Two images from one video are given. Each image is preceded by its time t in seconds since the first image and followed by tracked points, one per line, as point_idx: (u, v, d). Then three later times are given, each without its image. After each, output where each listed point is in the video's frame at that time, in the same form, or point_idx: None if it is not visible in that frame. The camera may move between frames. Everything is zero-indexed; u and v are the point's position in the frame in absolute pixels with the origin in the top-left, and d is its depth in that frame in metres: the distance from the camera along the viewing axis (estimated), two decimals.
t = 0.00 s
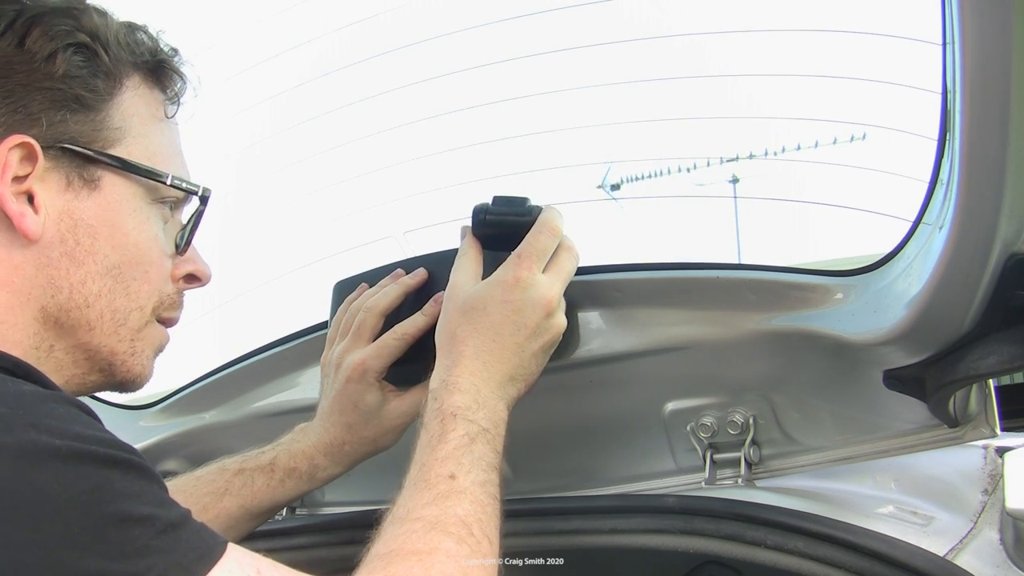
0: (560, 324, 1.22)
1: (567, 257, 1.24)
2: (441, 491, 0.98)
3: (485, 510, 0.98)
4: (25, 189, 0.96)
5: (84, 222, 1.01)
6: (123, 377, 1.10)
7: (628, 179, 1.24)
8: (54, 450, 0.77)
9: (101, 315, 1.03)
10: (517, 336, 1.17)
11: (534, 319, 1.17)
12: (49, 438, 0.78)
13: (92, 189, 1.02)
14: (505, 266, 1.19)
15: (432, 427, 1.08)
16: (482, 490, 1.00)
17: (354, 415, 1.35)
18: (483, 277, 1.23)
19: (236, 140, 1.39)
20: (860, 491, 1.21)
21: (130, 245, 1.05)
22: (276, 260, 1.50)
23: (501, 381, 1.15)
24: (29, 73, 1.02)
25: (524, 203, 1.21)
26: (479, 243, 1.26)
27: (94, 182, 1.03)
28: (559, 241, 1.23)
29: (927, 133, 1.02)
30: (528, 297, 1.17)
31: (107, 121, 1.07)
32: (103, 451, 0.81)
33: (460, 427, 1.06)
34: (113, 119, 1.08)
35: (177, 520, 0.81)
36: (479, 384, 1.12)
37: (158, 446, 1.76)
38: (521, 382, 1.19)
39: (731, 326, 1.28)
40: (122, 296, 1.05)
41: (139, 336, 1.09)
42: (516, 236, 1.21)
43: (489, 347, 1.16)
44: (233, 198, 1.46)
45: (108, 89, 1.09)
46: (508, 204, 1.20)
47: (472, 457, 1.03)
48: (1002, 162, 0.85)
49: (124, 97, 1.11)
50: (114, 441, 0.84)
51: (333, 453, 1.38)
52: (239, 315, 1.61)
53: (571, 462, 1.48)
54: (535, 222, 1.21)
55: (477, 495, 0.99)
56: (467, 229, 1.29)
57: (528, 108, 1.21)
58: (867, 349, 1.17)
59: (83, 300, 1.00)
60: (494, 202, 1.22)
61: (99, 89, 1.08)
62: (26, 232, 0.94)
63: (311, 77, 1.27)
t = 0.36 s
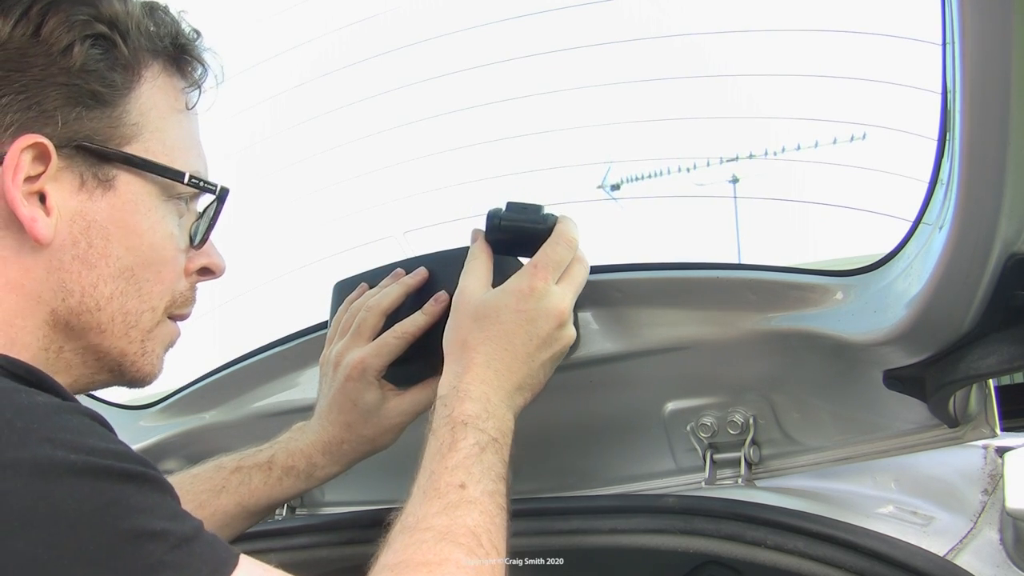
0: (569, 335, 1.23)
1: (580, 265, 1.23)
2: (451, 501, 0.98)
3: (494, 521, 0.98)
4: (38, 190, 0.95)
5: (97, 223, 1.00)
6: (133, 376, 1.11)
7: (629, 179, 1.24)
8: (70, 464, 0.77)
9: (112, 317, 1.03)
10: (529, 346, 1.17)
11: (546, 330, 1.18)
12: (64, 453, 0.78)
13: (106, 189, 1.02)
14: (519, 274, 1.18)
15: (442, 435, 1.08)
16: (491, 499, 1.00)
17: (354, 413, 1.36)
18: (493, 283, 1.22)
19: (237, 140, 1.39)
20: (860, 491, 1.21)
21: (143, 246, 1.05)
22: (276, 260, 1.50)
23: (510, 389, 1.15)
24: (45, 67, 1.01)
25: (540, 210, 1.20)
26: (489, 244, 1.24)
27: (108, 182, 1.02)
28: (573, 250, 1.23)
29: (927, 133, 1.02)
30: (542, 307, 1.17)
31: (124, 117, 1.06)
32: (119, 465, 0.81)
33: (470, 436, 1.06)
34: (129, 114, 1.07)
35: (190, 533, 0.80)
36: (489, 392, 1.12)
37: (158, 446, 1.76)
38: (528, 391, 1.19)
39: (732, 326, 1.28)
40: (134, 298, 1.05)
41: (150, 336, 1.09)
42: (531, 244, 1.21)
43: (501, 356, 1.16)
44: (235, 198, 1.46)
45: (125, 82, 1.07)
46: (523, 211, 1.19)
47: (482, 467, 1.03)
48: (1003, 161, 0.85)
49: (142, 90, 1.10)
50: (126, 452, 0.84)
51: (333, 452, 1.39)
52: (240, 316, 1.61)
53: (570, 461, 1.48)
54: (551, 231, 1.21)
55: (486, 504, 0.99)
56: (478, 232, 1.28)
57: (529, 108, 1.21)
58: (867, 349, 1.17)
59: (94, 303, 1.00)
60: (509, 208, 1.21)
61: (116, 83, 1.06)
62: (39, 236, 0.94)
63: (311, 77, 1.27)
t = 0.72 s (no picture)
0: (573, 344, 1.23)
1: (586, 273, 1.24)
2: (457, 509, 0.98)
3: (500, 529, 0.98)
4: (51, 196, 0.94)
5: (111, 230, 1.00)
6: (143, 377, 1.12)
7: (629, 179, 1.24)
8: (86, 479, 0.77)
9: (124, 322, 1.03)
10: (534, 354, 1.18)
11: (552, 338, 1.18)
12: (81, 467, 0.78)
13: (121, 196, 1.01)
14: (528, 282, 1.19)
15: (448, 441, 1.08)
16: (497, 507, 1.01)
17: (356, 418, 1.36)
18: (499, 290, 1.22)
19: (237, 140, 1.39)
20: (860, 491, 1.21)
21: (156, 252, 1.05)
22: (276, 260, 1.51)
23: (515, 395, 1.16)
24: (63, 69, 0.98)
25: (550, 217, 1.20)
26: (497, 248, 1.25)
27: (123, 188, 1.01)
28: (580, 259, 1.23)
29: (927, 133, 1.02)
30: (549, 316, 1.17)
31: (141, 120, 1.04)
32: (135, 478, 0.81)
33: (477, 443, 1.07)
34: (147, 117, 1.05)
35: (202, 546, 0.81)
36: (495, 399, 1.12)
37: (159, 447, 1.76)
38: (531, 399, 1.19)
39: (732, 326, 1.27)
40: (146, 303, 1.05)
41: (160, 338, 1.10)
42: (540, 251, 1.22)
43: (508, 363, 1.16)
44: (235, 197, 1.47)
45: (142, 84, 1.05)
46: (533, 217, 1.18)
47: (488, 474, 1.04)
48: (1004, 161, 0.85)
49: (161, 89, 1.08)
50: (143, 464, 0.85)
51: (335, 453, 1.39)
52: (239, 316, 1.61)
53: (570, 462, 1.48)
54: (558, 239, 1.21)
55: (493, 512, 1.00)
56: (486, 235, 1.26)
57: (530, 108, 1.21)
58: (867, 349, 1.17)
59: (106, 309, 1.01)
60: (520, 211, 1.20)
61: (134, 85, 1.04)
62: (52, 247, 0.93)
63: (311, 77, 1.27)
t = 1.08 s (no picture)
0: (575, 341, 1.24)
1: (590, 272, 1.24)
2: (467, 514, 0.98)
3: (506, 535, 0.98)
4: (66, 211, 0.94)
5: (126, 243, 0.99)
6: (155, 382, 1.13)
7: (628, 179, 1.24)
8: (103, 493, 0.77)
9: (138, 332, 1.04)
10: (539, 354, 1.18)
11: (557, 337, 1.18)
12: (100, 481, 0.78)
13: (137, 210, 1.00)
14: (534, 281, 1.18)
15: (454, 444, 1.08)
16: (504, 512, 1.01)
17: (356, 415, 1.36)
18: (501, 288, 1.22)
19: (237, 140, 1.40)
20: (860, 491, 1.21)
21: (171, 262, 1.05)
22: (276, 260, 1.51)
23: (521, 395, 1.16)
24: (79, 81, 0.97)
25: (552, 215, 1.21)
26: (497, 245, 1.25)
27: (139, 202, 1.01)
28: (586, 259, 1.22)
29: (927, 133, 1.02)
30: (554, 315, 1.18)
31: (159, 132, 1.04)
32: (152, 492, 0.81)
33: (484, 446, 1.07)
34: (166, 127, 1.05)
35: (219, 558, 0.81)
36: (500, 400, 1.12)
37: (158, 447, 1.76)
38: (534, 397, 1.20)
39: (732, 325, 1.28)
40: (160, 312, 1.06)
41: (174, 343, 1.10)
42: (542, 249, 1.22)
43: (513, 362, 1.16)
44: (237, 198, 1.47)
45: (161, 94, 1.04)
46: (533, 214, 1.19)
47: (495, 479, 1.04)
48: (1004, 164, 0.85)
49: (178, 97, 1.07)
50: (162, 476, 0.85)
51: (334, 453, 1.39)
52: (239, 317, 1.61)
53: (570, 461, 1.48)
54: (562, 238, 1.21)
55: (500, 516, 1.00)
56: (485, 231, 1.27)
57: (530, 108, 1.21)
58: (867, 349, 1.17)
59: (121, 320, 1.01)
60: (519, 210, 1.21)
61: (152, 96, 1.03)
62: (65, 264, 0.93)
63: (311, 77, 1.27)
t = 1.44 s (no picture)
0: (576, 333, 1.23)
1: (587, 264, 1.24)
2: (466, 505, 0.98)
3: (507, 526, 0.98)
4: (70, 217, 0.94)
5: (129, 250, 1.00)
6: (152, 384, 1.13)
7: (628, 179, 1.24)
8: (98, 487, 0.77)
9: (137, 337, 1.04)
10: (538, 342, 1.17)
11: (555, 326, 1.18)
12: (94, 476, 0.78)
13: (140, 217, 1.01)
14: (530, 269, 1.18)
15: (454, 435, 1.08)
16: (505, 502, 1.01)
17: (355, 415, 1.36)
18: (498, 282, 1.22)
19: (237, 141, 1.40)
20: (860, 491, 1.21)
21: (172, 269, 1.05)
22: (275, 260, 1.51)
23: (521, 384, 1.16)
24: (87, 89, 0.97)
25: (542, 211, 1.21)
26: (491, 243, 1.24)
27: (142, 209, 1.01)
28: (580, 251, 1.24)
29: (927, 133, 1.02)
30: (551, 303, 1.17)
31: (164, 140, 1.04)
32: (146, 485, 0.81)
33: (484, 437, 1.07)
34: (172, 136, 1.05)
35: (217, 551, 0.82)
36: (500, 389, 1.12)
37: (158, 447, 1.76)
38: (536, 388, 1.19)
39: (731, 325, 1.28)
40: (160, 318, 1.06)
41: (172, 348, 1.11)
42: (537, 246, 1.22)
43: (512, 351, 1.16)
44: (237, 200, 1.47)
45: (170, 103, 1.04)
46: (525, 211, 1.19)
47: (496, 469, 1.04)
48: (1004, 164, 0.85)
49: (184, 106, 1.07)
50: (161, 472, 0.84)
51: (334, 452, 1.39)
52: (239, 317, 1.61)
53: (569, 462, 1.48)
54: (557, 233, 1.22)
55: (501, 506, 1.00)
56: (477, 229, 1.27)
57: (530, 108, 1.21)
58: (867, 349, 1.17)
59: (121, 325, 1.01)
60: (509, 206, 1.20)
61: (161, 105, 1.03)
62: (68, 270, 0.93)
63: (311, 77, 1.27)
